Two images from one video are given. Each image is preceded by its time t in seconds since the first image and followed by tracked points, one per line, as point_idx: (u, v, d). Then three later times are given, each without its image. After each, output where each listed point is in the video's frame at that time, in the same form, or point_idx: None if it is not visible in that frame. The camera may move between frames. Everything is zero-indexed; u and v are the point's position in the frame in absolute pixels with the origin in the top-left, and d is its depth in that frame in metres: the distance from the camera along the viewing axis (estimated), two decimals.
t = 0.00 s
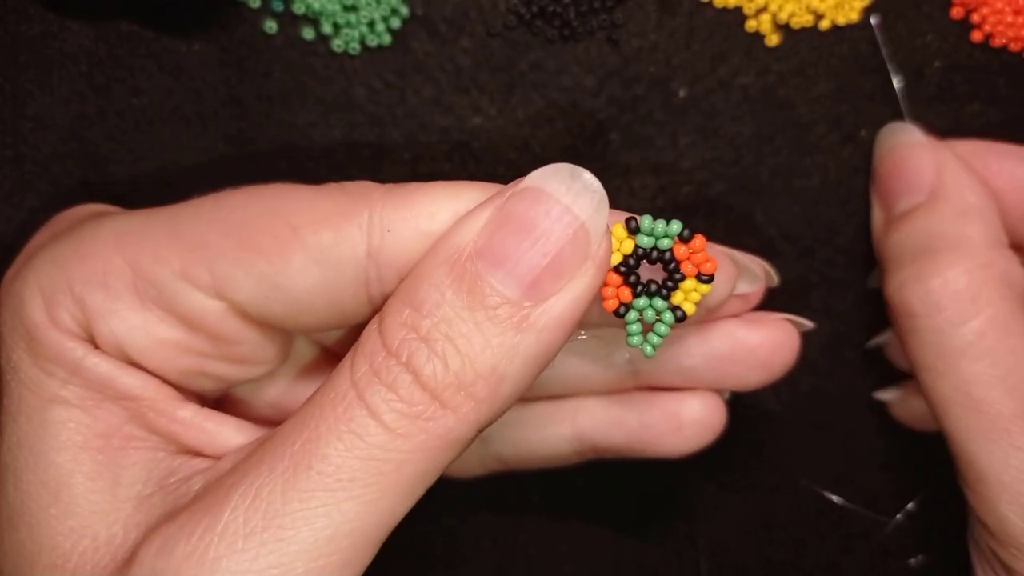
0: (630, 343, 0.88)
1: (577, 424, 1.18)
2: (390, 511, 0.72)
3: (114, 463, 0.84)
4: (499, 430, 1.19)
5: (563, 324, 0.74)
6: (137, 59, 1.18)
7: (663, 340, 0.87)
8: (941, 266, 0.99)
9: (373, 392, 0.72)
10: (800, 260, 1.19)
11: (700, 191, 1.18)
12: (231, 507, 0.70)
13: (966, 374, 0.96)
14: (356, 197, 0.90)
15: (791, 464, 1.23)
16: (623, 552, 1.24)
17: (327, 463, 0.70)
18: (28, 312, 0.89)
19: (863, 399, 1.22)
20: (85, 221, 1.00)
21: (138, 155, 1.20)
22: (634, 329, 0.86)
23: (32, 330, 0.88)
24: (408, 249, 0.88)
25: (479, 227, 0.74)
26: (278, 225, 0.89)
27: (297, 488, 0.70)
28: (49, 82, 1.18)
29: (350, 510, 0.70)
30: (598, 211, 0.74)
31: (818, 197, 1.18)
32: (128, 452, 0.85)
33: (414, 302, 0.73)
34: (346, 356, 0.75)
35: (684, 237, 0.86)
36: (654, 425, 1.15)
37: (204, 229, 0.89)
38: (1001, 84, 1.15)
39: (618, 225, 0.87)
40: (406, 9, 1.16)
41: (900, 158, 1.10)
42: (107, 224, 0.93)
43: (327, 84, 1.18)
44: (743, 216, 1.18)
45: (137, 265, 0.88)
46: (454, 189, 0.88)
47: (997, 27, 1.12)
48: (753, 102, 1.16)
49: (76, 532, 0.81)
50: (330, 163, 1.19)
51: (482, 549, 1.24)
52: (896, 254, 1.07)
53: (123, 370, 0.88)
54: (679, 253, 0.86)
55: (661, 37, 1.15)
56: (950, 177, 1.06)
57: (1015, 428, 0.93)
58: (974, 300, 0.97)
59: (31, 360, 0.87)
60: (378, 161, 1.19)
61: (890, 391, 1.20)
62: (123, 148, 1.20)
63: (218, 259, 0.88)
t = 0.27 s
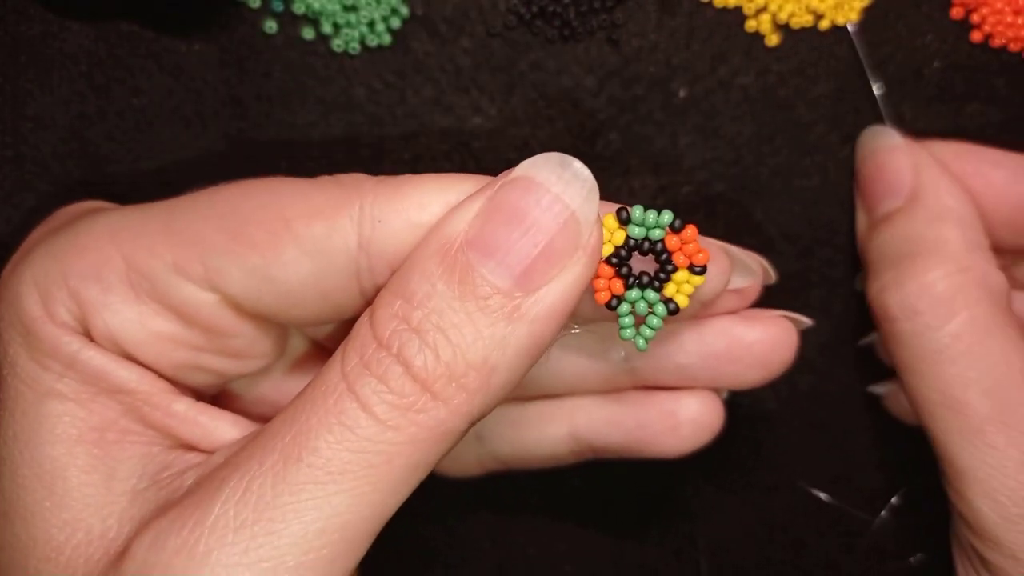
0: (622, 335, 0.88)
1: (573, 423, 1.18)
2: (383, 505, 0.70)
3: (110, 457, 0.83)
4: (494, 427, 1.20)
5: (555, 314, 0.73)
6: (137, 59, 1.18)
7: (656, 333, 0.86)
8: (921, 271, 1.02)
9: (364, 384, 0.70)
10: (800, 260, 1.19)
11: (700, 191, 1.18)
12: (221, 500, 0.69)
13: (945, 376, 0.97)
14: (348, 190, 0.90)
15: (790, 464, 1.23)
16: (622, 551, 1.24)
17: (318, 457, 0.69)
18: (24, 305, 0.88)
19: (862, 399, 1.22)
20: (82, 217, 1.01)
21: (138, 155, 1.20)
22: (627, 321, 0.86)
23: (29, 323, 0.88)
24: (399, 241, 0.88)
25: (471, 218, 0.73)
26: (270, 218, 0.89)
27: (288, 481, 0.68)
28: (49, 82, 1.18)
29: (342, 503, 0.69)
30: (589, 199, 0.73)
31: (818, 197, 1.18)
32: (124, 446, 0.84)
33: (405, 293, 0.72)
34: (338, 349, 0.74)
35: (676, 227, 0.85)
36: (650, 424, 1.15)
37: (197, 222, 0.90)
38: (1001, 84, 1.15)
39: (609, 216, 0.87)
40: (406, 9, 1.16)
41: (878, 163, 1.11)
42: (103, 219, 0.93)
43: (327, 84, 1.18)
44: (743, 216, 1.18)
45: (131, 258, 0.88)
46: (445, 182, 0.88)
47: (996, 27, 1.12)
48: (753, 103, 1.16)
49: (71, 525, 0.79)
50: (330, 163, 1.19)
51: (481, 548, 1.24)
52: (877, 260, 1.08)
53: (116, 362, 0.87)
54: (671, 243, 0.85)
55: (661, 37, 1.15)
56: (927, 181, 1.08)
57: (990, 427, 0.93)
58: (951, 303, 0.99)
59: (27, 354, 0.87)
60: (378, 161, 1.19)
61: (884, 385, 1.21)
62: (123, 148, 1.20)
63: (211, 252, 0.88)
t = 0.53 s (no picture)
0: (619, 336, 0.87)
1: (572, 427, 1.17)
2: (384, 504, 0.70)
3: (111, 454, 0.83)
4: (493, 427, 1.21)
5: (557, 312, 0.73)
6: (137, 59, 1.18)
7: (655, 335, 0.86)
8: (929, 257, 1.01)
9: (366, 383, 0.70)
10: (800, 260, 1.19)
11: (700, 191, 1.18)
12: (223, 500, 0.69)
13: (946, 359, 0.97)
14: (348, 187, 0.90)
15: (790, 465, 1.24)
16: (623, 552, 1.24)
17: (320, 457, 0.69)
18: (26, 303, 0.88)
19: (862, 400, 1.22)
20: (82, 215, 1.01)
21: (138, 155, 1.20)
22: (625, 321, 0.86)
23: (30, 320, 0.88)
24: (399, 238, 0.88)
25: (473, 216, 0.73)
26: (273, 214, 0.90)
27: (290, 480, 0.68)
28: (49, 82, 1.18)
29: (345, 502, 0.69)
30: (591, 196, 0.73)
31: (818, 197, 1.18)
32: (126, 442, 0.84)
33: (408, 292, 0.72)
34: (340, 347, 0.74)
35: (677, 229, 0.86)
36: (650, 429, 1.15)
37: (198, 218, 0.90)
38: (1000, 84, 1.15)
39: (610, 216, 0.87)
40: (406, 9, 1.16)
41: (886, 140, 1.09)
42: (104, 216, 0.93)
43: (327, 84, 1.18)
44: (743, 217, 1.19)
45: (132, 254, 0.89)
46: (447, 180, 0.88)
47: (996, 27, 1.12)
48: (753, 103, 1.16)
49: (72, 522, 0.79)
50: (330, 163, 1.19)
51: (481, 549, 1.24)
52: (884, 241, 1.07)
53: (118, 360, 0.87)
54: (671, 244, 0.86)
55: (661, 37, 1.15)
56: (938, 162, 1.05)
57: (985, 412, 0.94)
58: (959, 288, 0.98)
59: (29, 351, 0.87)
60: (378, 161, 1.19)
61: (884, 385, 1.20)
62: (124, 148, 1.20)
63: (212, 248, 0.88)
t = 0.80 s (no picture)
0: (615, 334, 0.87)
1: (571, 427, 1.17)
2: (383, 501, 0.70)
3: (111, 451, 0.82)
4: (492, 427, 1.20)
5: (554, 308, 0.73)
6: (137, 59, 1.18)
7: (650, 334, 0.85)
8: (943, 272, 1.00)
9: (363, 379, 0.70)
10: (800, 260, 1.19)
11: (700, 191, 1.18)
12: (222, 498, 0.69)
13: (954, 380, 0.98)
14: (346, 183, 0.90)
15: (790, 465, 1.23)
16: (623, 552, 1.24)
17: (318, 454, 0.69)
18: (25, 300, 0.88)
19: (862, 400, 1.22)
20: (80, 213, 1.01)
21: (138, 155, 1.20)
22: (621, 320, 0.85)
23: (29, 318, 0.88)
24: (397, 233, 0.88)
25: (470, 212, 0.73)
26: (270, 209, 0.89)
27: (289, 477, 0.68)
28: (49, 82, 1.18)
29: (343, 499, 0.69)
30: (588, 191, 0.73)
31: (818, 197, 1.18)
32: (128, 438, 0.84)
33: (405, 288, 0.72)
34: (338, 343, 0.74)
35: (674, 227, 0.86)
36: (649, 430, 1.14)
37: (196, 214, 0.90)
38: (1001, 84, 1.15)
39: (607, 214, 0.87)
40: (406, 9, 1.16)
41: (896, 154, 1.08)
42: (103, 213, 0.93)
43: (326, 84, 1.18)
44: (743, 217, 1.18)
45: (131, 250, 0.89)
46: (444, 176, 0.89)
47: (997, 27, 1.12)
48: (753, 102, 1.16)
49: (73, 520, 0.79)
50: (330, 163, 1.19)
51: (482, 549, 1.24)
52: (892, 256, 1.06)
53: (118, 356, 0.87)
54: (668, 242, 0.86)
55: (661, 37, 1.15)
56: (947, 177, 1.02)
57: (995, 433, 0.95)
58: (968, 309, 0.98)
59: (28, 349, 0.87)
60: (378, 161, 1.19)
61: (886, 382, 1.20)
62: (123, 148, 1.20)
63: (209, 243, 0.88)
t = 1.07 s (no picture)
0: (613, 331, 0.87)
1: (569, 427, 1.17)
2: (383, 499, 0.70)
3: (111, 450, 0.82)
4: (491, 427, 1.20)
5: (553, 306, 0.73)
6: (137, 59, 1.18)
7: (648, 332, 0.86)
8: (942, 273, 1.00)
9: (362, 378, 0.70)
10: (800, 260, 1.19)
11: (700, 191, 1.18)
12: (220, 497, 0.69)
13: (952, 370, 0.96)
14: (343, 181, 0.90)
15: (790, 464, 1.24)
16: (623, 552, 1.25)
17: (317, 454, 0.69)
18: (24, 299, 0.88)
19: (862, 400, 1.22)
20: (78, 212, 1.01)
21: (138, 155, 1.20)
22: (619, 318, 0.86)
23: (28, 317, 0.88)
24: (395, 230, 0.89)
25: (469, 211, 0.73)
26: (267, 206, 0.89)
27: (288, 477, 0.68)
28: (49, 82, 1.18)
29: (343, 498, 0.69)
30: (587, 190, 0.73)
31: (818, 197, 1.18)
32: (127, 438, 0.84)
33: (404, 287, 0.72)
34: (337, 342, 0.74)
35: (672, 225, 0.86)
36: (648, 430, 1.14)
37: (195, 212, 0.90)
38: (1000, 84, 1.15)
39: (605, 211, 0.87)
40: (406, 9, 1.16)
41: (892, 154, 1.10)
42: (102, 212, 0.93)
43: (326, 84, 1.18)
44: (743, 217, 1.18)
45: (130, 248, 0.89)
46: (443, 174, 0.89)
47: (996, 27, 1.12)
48: (753, 102, 1.16)
49: (72, 519, 0.79)
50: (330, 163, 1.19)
51: (482, 549, 1.24)
52: (891, 252, 1.06)
53: (117, 355, 0.87)
54: (666, 240, 0.86)
55: (661, 37, 1.15)
56: (943, 172, 1.05)
57: (993, 424, 0.93)
58: (964, 300, 0.97)
59: (28, 348, 0.87)
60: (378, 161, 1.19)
61: (884, 381, 1.20)
62: (124, 148, 1.20)
63: (208, 241, 0.88)
